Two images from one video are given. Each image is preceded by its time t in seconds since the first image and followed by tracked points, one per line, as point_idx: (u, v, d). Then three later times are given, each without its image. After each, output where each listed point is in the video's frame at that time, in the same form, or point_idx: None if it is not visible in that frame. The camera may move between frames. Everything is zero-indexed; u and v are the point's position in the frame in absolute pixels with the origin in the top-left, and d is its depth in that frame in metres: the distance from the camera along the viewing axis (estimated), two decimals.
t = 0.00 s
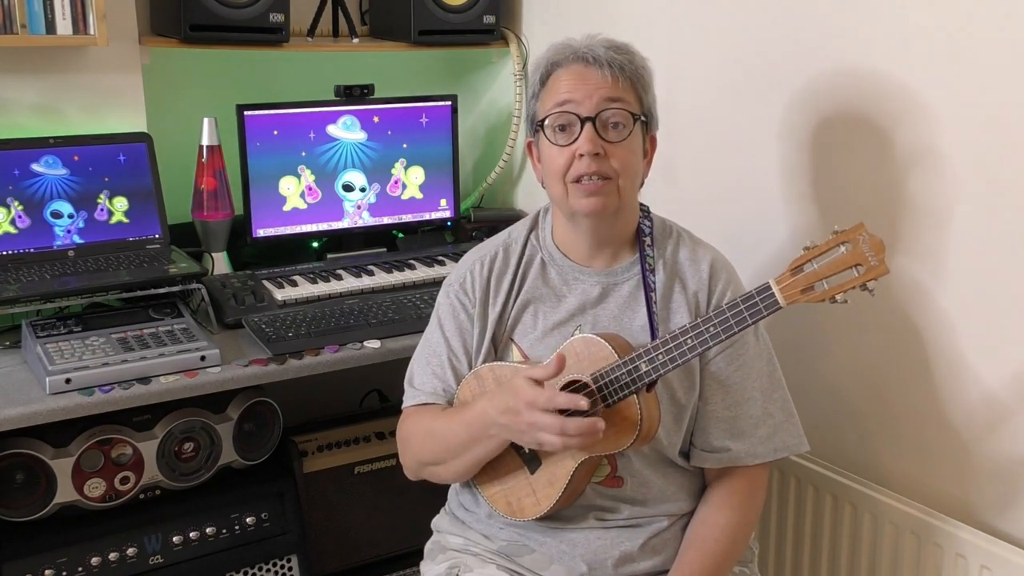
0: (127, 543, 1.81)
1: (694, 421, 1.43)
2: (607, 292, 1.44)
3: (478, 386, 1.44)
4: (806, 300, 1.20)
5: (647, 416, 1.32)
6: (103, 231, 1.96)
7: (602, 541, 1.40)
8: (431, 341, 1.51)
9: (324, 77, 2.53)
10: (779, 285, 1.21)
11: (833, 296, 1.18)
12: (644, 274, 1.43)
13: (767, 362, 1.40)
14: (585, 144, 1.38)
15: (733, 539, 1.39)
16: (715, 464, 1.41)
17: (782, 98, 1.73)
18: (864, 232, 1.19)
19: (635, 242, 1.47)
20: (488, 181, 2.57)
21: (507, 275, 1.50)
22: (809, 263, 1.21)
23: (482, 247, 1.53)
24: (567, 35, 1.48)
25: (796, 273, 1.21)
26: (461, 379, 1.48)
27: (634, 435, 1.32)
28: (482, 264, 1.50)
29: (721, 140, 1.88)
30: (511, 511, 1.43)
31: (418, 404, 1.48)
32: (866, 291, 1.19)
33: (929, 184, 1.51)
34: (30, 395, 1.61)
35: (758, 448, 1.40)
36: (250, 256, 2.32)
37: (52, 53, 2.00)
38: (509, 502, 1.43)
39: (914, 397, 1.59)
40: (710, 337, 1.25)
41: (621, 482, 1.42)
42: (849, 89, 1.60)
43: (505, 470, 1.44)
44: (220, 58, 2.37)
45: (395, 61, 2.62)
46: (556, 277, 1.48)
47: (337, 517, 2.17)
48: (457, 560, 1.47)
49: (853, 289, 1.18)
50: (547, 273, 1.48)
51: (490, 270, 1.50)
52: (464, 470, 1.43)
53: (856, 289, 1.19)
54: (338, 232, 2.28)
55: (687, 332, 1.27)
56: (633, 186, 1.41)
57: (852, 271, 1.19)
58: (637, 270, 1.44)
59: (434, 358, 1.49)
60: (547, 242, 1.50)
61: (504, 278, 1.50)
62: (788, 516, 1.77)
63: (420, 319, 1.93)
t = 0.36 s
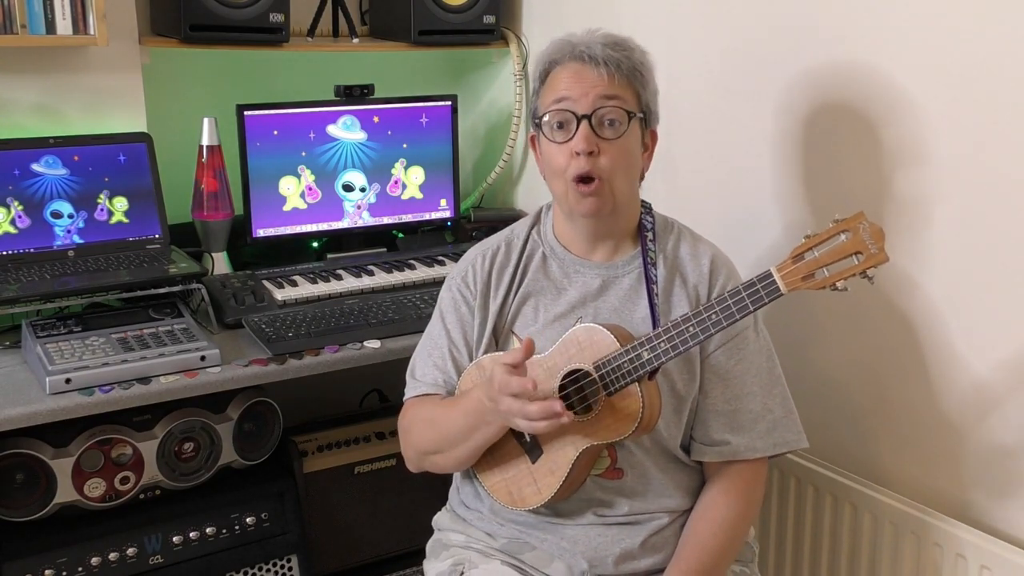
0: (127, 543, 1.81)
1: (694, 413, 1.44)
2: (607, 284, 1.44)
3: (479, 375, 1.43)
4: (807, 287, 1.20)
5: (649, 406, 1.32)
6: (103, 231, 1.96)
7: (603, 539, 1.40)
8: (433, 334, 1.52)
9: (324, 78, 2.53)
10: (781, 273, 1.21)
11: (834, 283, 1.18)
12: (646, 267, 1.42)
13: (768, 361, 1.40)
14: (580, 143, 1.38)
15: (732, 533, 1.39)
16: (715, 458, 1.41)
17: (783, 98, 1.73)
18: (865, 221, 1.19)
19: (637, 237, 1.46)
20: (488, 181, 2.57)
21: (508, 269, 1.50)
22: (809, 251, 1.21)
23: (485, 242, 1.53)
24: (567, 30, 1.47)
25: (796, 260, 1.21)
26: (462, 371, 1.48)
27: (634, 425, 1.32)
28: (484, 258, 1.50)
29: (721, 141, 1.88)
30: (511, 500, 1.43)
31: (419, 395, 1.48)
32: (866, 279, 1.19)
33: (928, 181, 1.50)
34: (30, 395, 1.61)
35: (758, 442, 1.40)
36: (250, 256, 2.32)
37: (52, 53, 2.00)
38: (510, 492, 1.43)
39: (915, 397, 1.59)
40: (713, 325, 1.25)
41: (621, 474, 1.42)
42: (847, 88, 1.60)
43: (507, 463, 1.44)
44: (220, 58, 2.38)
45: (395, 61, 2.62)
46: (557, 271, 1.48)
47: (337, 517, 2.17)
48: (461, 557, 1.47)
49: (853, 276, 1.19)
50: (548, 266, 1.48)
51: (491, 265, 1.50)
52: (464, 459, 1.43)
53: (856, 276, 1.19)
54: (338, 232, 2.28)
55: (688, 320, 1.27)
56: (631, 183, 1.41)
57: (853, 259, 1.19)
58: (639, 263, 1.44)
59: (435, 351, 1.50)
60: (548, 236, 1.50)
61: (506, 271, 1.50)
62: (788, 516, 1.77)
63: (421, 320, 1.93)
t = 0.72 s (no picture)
0: (127, 543, 1.81)
1: (698, 411, 1.43)
2: (608, 279, 1.44)
3: (479, 378, 1.43)
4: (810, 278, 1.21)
5: (653, 401, 1.32)
6: (103, 231, 1.96)
7: (604, 545, 1.40)
8: (433, 329, 1.52)
9: (324, 78, 2.53)
10: (783, 264, 1.22)
11: (837, 274, 1.19)
12: (649, 261, 1.42)
13: (771, 361, 1.40)
14: (586, 126, 1.38)
15: (731, 534, 1.40)
16: (720, 457, 1.41)
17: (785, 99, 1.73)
18: (866, 210, 1.20)
19: (640, 231, 1.46)
20: (488, 181, 2.57)
21: (510, 263, 1.50)
22: (811, 242, 1.22)
23: (487, 236, 1.54)
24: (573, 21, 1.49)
25: (798, 252, 1.22)
26: (463, 367, 1.48)
27: (639, 420, 1.31)
28: (485, 252, 1.51)
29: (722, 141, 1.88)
30: (516, 500, 1.43)
31: (418, 390, 1.48)
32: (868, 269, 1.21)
33: (932, 179, 1.51)
34: (30, 395, 1.61)
35: (762, 440, 1.40)
36: (250, 256, 2.32)
37: (52, 53, 2.00)
38: (513, 491, 1.43)
39: (917, 398, 1.59)
40: (716, 319, 1.25)
41: (621, 473, 1.42)
42: (849, 88, 1.60)
43: (508, 463, 1.44)
44: (220, 59, 2.37)
45: (395, 61, 2.62)
46: (558, 265, 1.48)
47: (337, 518, 2.17)
48: (463, 558, 1.47)
49: (855, 266, 1.20)
50: (549, 260, 1.49)
51: (493, 258, 1.50)
52: (465, 460, 1.43)
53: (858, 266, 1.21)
54: (338, 232, 2.28)
55: (692, 314, 1.27)
56: (635, 172, 1.41)
57: (856, 248, 1.20)
58: (642, 257, 1.44)
59: (436, 345, 1.50)
60: (550, 230, 1.51)
61: (507, 266, 1.50)
62: (788, 517, 1.77)
63: (421, 320, 1.93)
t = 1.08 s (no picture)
0: (127, 543, 1.81)
1: (704, 415, 1.43)
2: (611, 279, 1.44)
3: (479, 383, 1.44)
4: (820, 280, 1.21)
5: (660, 406, 1.32)
6: (103, 231, 1.96)
7: (602, 557, 1.40)
8: (433, 331, 1.51)
9: (324, 78, 2.53)
10: (792, 268, 1.22)
11: (848, 275, 1.19)
12: (652, 261, 1.42)
13: (777, 361, 1.40)
14: (587, 122, 1.38)
15: (733, 541, 1.40)
16: (727, 463, 1.41)
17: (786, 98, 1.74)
18: (877, 208, 1.21)
19: (643, 229, 1.46)
20: (488, 181, 2.57)
21: (510, 263, 1.50)
22: (821, 243, 1.22)
23: (487, 234, 1.53)
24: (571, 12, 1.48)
25: (808, 254, 1.22)
26: (464, 372, 1.48)
27: (649, 425, 1.31)
28: (485, 251, 1.50)
29: (723, 140, 1.88)
30: (523, 509, 1.42)
31: (419, 396, 1.48)
32: (879, 268, 1.21)
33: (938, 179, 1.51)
34: (30, 395, 1.61)
35: (769, 444, 1.40)
36: (250, 256, 2.32)
37: (52, 53, 2.00)
38: (521, 500, 1.42)
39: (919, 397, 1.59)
40: (723, 325, 1.25)
41: (626, 480, 1.41)
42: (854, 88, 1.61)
43: (511, 468, 1.43)
44: (220, 59, 2.38)
45: (396, 61, 2.62)
46: (560, 265, 1.48)
47: (338, 518, 2.17)
48: (462, 559, 1.48)
49: (867, 267, 1.20)
50: (551, 259, 1.49)
51: (493, 258, 1.50)
52: (470, 470, 1.42)
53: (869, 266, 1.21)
54: (338, 232, 2.28)
55: (698, 320, 1.27)
56: (638, 167, 1.41)
57: (866, 248, 1.21)
58: (645, 257, 1.44)
59: (435, 349, 1.49)
60: (551, 229, 1.50)
61: (508, 265, 1.50)
62: (788, 516, 1.77)
63: (420, 319, 1.93)
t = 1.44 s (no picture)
0: (127, 543, 1.81)
1: (705, 416, 1.43)
2: (613, 286, 1.44)
3: (480, 396, 1.44)
4: (831, 300, 1.21)
5: (667, 423, 1.33)
6: (103, 231, 1.96)
7: (601, 561, 1.40)
8: (432, 339, 1.51)
9: (324, 78, 2.53)
10: (803, 288, 1.22)
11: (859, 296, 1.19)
12: (656, 268, 1.42)
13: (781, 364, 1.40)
14: (587, 136, 1.37)
15: (732, 547, 1.40)
16: (732, 471, 1.41)
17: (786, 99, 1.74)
18: (890, 228, 1.20)
19: (645, 233, 1.46)
20: (488, 181, 2.57)
21: (510, 269, 1.49)
22: (833, 261, 1.22)
23: (486, 238, 1.52)
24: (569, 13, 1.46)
25: (819, 273, 1.22)
26: (466, 383, 1.49)
27: (656, 442, 1.32)
28: (485, 257, 1.49)
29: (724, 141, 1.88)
30: (527, 522, 1.42)
31: (420, 408, 1.48)
32: (892, 288, 1.21)
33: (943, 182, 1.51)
34: (30, 395, 1.61)
35: (774, 451, 1.40)
36: (250, 256, 2.32)
37: (52, 52, 2.00)
38: (525, 513, 1.42)
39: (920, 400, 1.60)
40: (732, 343, 1.25)
41: (628, 492, 1.41)
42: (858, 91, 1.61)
43: (515, 477, 1.43)
44: (220, 58, 2.37)
45: (395, 61, 2.62)
46: (560, 271, 1.47)
47: (338, 518, 2.17)
48: (462, 559, 1.48)
49: (879, 286, 1.20)
50: (551, 265, 1.48)
51: (492, 264, 1.49)
52: (472, 483, 1.42)
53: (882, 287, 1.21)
54: (338, 232, 2.28)
55: (706, 338, 1.27)
56: (638, 178, 1.41)
57: (879, 268, 1.21)
58: (647, 263, 1.44)
59: (435, 359, 1.49)
60: (551, 234, 1.50)
61: (508, 271, 1.49)
62: (787, 516, 1.78)
63: (420, 319, 1.93)
